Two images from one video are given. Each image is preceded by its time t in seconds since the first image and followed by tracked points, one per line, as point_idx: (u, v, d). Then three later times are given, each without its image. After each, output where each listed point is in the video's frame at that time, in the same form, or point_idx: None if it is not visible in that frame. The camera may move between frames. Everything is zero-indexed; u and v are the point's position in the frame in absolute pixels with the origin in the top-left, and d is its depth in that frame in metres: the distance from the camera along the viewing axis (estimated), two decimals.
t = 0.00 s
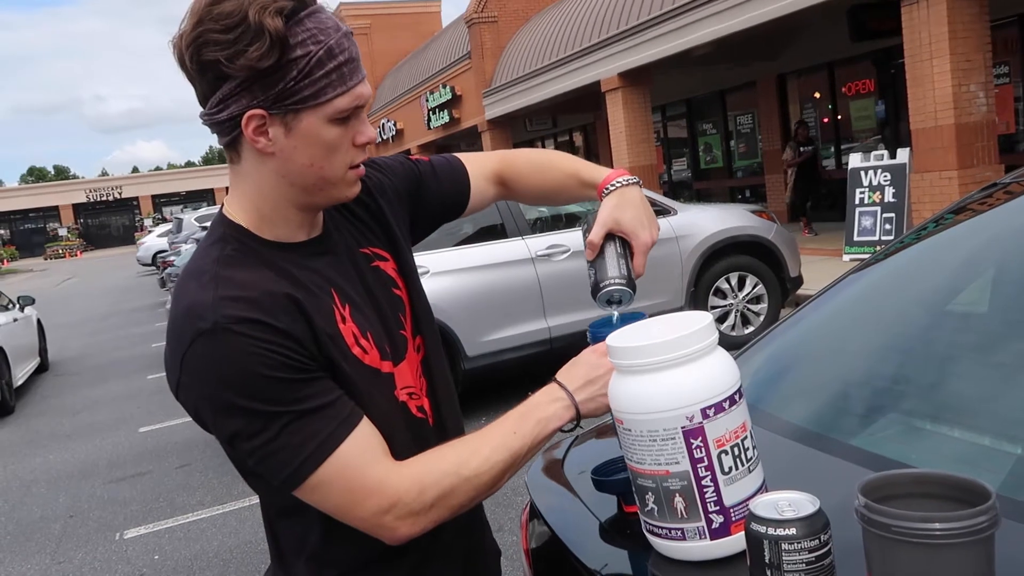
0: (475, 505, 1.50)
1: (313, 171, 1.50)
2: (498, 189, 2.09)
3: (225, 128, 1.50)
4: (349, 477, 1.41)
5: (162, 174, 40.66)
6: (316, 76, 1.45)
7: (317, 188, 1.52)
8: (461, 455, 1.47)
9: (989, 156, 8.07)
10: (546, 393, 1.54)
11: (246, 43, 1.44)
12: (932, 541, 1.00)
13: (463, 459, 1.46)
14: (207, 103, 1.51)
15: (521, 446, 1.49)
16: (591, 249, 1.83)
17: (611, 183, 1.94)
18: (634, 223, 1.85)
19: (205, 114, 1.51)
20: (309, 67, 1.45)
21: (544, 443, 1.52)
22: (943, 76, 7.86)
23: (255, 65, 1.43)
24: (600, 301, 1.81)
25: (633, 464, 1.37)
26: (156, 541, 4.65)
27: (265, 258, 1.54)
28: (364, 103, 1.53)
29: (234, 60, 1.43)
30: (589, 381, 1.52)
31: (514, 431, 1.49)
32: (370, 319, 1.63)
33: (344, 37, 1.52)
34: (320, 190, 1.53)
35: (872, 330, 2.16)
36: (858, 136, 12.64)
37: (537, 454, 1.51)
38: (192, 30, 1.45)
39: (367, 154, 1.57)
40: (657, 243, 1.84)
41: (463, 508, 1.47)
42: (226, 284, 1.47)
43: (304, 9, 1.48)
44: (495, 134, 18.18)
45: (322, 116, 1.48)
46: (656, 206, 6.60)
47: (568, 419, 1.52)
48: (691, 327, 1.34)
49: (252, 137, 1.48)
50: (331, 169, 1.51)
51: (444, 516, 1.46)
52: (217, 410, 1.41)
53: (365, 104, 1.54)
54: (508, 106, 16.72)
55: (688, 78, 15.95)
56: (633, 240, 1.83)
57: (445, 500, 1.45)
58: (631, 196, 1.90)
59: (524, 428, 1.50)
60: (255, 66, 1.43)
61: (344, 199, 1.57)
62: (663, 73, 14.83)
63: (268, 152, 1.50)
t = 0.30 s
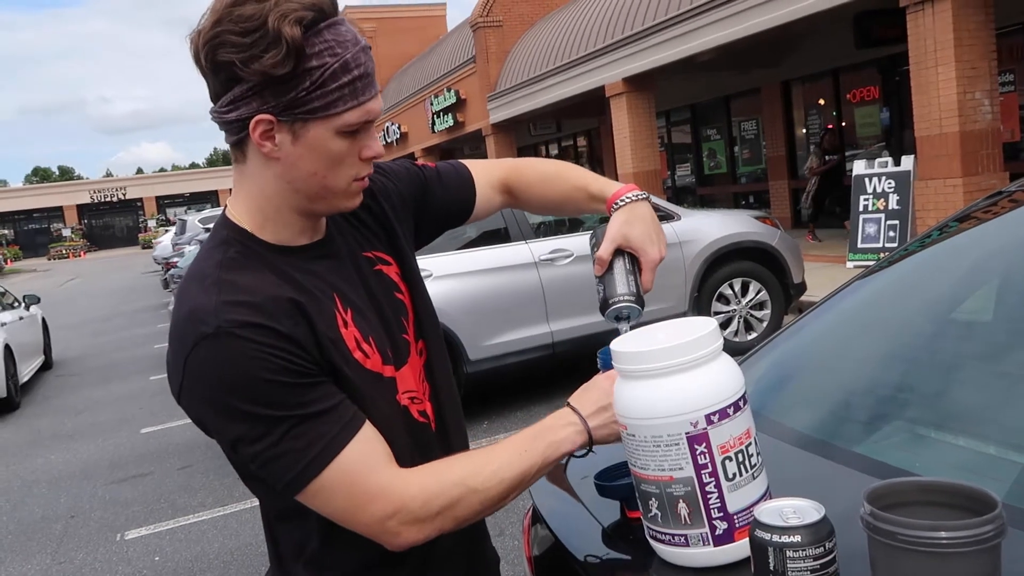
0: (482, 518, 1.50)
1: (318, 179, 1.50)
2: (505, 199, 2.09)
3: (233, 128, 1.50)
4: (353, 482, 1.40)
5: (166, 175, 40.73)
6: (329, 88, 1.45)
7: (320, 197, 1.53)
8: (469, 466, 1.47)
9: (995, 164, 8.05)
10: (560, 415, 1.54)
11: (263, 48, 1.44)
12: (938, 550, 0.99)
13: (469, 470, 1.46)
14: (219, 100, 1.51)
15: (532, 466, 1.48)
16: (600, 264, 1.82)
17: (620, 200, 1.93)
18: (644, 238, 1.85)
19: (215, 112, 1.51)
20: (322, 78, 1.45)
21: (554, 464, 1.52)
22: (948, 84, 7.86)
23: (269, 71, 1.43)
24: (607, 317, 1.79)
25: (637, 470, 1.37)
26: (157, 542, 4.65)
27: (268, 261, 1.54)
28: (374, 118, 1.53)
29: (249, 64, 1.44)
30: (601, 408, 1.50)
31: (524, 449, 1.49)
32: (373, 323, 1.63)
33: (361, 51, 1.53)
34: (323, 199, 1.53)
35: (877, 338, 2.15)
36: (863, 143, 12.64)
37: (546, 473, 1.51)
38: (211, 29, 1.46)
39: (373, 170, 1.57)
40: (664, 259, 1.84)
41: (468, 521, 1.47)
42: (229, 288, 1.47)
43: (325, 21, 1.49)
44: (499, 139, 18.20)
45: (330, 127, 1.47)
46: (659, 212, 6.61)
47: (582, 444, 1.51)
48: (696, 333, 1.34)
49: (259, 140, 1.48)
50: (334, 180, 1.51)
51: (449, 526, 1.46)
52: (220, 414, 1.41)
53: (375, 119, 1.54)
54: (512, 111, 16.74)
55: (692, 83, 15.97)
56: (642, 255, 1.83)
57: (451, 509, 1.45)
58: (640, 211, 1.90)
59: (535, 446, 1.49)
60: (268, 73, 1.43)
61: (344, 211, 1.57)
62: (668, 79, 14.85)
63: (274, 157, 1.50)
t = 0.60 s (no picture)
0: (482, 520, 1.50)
1: (331, 177, 1.50)
2: (510, 208, 2.09)
3: (253, 120, 1.50)
4: (353, 475, 1.40)
5: (169, 174, 40.75)
6: (351, 88, 1.46)
7: (331, 195, 1.53)
8: (473, 467, 1.47)
9: (998, 168, 8.03)
10: (562, 422, 1.55)
11: (290, 44, 1.44)
12: (947, 551, 0.99)
13: (472, 468, 1.46)
14: (240, 92, 1.51)
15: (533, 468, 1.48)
16: (603, 278, 1.82)
17: (624, 215, 1.94)
18: (647, 254, 1.84)
19: (236, 103, 1.51)
20: (345, 78, 1.46)
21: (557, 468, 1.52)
22: (952, 88, 7.86)
23: (295, 67, 1.43)
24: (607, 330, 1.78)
25: (642, 471, 1.37)
26: (158, 540, 4.66)
27: (270, 256, 1.54)
28: (391, 120, 1.54)
29: (274, 58, 1.44)
30: (602, 414, 1.52)
31: (526, 452, 1.49)
32: (373, 320, 1.63)
33: (385, 55, 1.54)
34: (336, 196, 1.53)
35: (880, 341, 2.15)
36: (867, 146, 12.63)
37: (548, 478, 1.51)
38: (239, 20, 1.46)
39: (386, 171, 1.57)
40: (668, 275, 1.84)
41: (469, 520, 1.47)
42: (231, 280, 1.47)
43: (353, 22, 1.50)
44: (503, 140, 18.20)
45: (348, 126, 1.47)
46: (663, 214, 6.60)
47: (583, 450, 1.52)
48: (704, 332, 1.34)
49: (277, 134, 1.48)
50: (347, 179, 1.51)
51: (450, 523, 1.46)
52: (220, 406, 1.40)
53: (392, 121, 1.55)
54: (516, 112, 16.75)
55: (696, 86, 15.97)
56: (645, 271, 1.83)
57: (452, 505, 1.44)
58: (645, 228, 1.90)
59: (536, 449, 1.50)
60: (294, 68, 1.43)
61: (355, 210, 1.57)
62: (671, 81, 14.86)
63: (291, 151, 1.49)
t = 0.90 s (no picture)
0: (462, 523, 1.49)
1: (335, 168, 1.50)
2: (511, 214, 2.09)
3: (257, 113, 1.49)
4: (338, 474, 1.40)
5: (167, 169, 40.65)
6: (356, 79, 1.46)
7: (335, 187, 1.53)
8: (461, 471, 1.46)
9: (996, 173, 8.03)
10: (549, 422, 1.54)
11: (296, 35, 1.45)
12: (948, 553, 1.00)
13: (456, 470, 1.46)
14: (245, 84, 1.51)
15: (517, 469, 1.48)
16: (604, 285, 1.83)
17: (626, 223, 1.92)
18: (647, 262, 1.85)
19: (240, 96, 1.50)
20: (350, 69, 1.46)
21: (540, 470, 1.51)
22: (951, 92, 7.87)
23: (301, 56, 1.43)
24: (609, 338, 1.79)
25: (642, 471, 1.37)
26: (153, 535, 4.65)
27: (270, 249, 1.54)
28: (395, 112, 1.54)
29: (280, 49, 1.44)
30: (591, 416, 1.50)
31: (510, 456, 1.49)
32: (372, 317, 1.62)
33: (389, 47, 1.54)
34: (341, 188, 1.53)
35: (877, 344, 2.15)
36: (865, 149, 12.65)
37: (533, 479, 1.50)
38: (245, 13, 1.46)
39: (389, 163, 1.57)
40: (668, 283, 1.84)
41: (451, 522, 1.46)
42: (229, 272, 1.47)
43: (356, 14, 1.51)
44: (501, 139, 18.20)
45: (353, 117, 1.47)
46: (661, 214, 6.59)
47: (570, 451, 1.50)
48: (705, 333, 1.34)
49: (282, 126, 1.47)
50: (352, 171, 1.51)
51: (431, 527, 1.45)
52: (212, 396, 1.40)
53: (395, 113, 1.55)
54: (515, 111, 16.75)
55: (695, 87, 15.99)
56: (645, 279, 1.83)
57: (434, 509, 1.44)
58: (645, 233, 1.89)
59: (521, 450, 1.49)
60: (300, 57, 1.43)
61: (358, 203, 1.57)
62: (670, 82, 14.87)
63: (295, 143, 1.49)
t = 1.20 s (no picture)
0: None
1: (331, 184, 1.50)
2: (516, 216, 2.09)
3: (276, 109, 1.50)
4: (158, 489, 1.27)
5: (165, 169, 40.59)
6: (371, 109, 1.46)
7: (331, 200, 1.52)
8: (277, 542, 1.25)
9: (995, 174, 8.03)
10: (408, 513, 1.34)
11: (326, 50, 1.46)
12: (951, 555, 1.00)
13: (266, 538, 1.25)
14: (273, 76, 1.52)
15: (338, 557, 1.26)
16: (608, 282, 1.83)
17: (628, 218, 1.95)
18: (650, 257, 1.85)
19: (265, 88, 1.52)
20: (368, 96, 1.46)
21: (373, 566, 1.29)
22: (950, 93, 7.88)
23: (325, 69, 1.44)
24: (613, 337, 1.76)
25: (643, 472, 1.37)
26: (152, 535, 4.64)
27: (260, 241, 1.54)
28: (405, 148, 1.52)
29: (309, 57, 1.45)
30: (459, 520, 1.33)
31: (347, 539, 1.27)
32: (363, 317, 1.60)
33: (417, 87, 1.53)
34: (331, 205, 1.53)
35: (878, 346, 2.15)
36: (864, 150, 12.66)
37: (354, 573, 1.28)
38: (289, 14, 1.48)
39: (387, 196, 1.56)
40: (671, 279, 1.84)
41: None
42: (209, 261, 1.47)
43: (390, 48, 1.51)
44: (501, 138, 18.20)
45: (359, 140, 1.47)
46: (661, 214, 6.59)
47: (415, 559, 1.30)
48: (707, 335, 1.34)
49: (294, 130, 1.48)
50: (349, 192, 1.50)
51: None
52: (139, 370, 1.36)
53: (407, 150, 1.54)
54: (514, 110, 16.74)
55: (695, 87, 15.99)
56: (648, 274, 1.83)
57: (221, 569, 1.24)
58: (648, 230, 1.91)
59: (353, 538, 1.27)
60: (324, 71, 1.44)
61: (350, 223, 1.56)
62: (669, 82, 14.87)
63: (304, 147, 1.49)
